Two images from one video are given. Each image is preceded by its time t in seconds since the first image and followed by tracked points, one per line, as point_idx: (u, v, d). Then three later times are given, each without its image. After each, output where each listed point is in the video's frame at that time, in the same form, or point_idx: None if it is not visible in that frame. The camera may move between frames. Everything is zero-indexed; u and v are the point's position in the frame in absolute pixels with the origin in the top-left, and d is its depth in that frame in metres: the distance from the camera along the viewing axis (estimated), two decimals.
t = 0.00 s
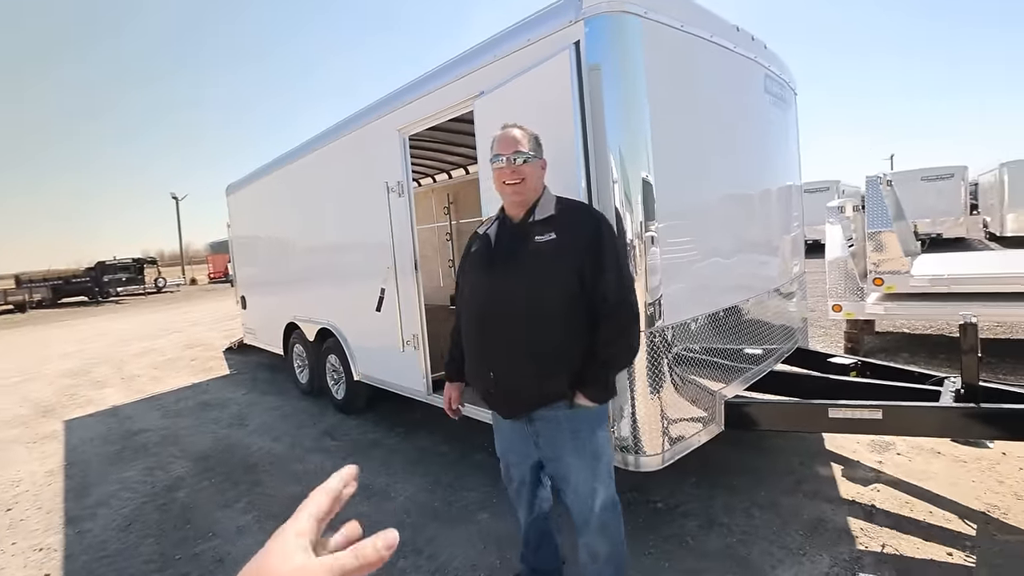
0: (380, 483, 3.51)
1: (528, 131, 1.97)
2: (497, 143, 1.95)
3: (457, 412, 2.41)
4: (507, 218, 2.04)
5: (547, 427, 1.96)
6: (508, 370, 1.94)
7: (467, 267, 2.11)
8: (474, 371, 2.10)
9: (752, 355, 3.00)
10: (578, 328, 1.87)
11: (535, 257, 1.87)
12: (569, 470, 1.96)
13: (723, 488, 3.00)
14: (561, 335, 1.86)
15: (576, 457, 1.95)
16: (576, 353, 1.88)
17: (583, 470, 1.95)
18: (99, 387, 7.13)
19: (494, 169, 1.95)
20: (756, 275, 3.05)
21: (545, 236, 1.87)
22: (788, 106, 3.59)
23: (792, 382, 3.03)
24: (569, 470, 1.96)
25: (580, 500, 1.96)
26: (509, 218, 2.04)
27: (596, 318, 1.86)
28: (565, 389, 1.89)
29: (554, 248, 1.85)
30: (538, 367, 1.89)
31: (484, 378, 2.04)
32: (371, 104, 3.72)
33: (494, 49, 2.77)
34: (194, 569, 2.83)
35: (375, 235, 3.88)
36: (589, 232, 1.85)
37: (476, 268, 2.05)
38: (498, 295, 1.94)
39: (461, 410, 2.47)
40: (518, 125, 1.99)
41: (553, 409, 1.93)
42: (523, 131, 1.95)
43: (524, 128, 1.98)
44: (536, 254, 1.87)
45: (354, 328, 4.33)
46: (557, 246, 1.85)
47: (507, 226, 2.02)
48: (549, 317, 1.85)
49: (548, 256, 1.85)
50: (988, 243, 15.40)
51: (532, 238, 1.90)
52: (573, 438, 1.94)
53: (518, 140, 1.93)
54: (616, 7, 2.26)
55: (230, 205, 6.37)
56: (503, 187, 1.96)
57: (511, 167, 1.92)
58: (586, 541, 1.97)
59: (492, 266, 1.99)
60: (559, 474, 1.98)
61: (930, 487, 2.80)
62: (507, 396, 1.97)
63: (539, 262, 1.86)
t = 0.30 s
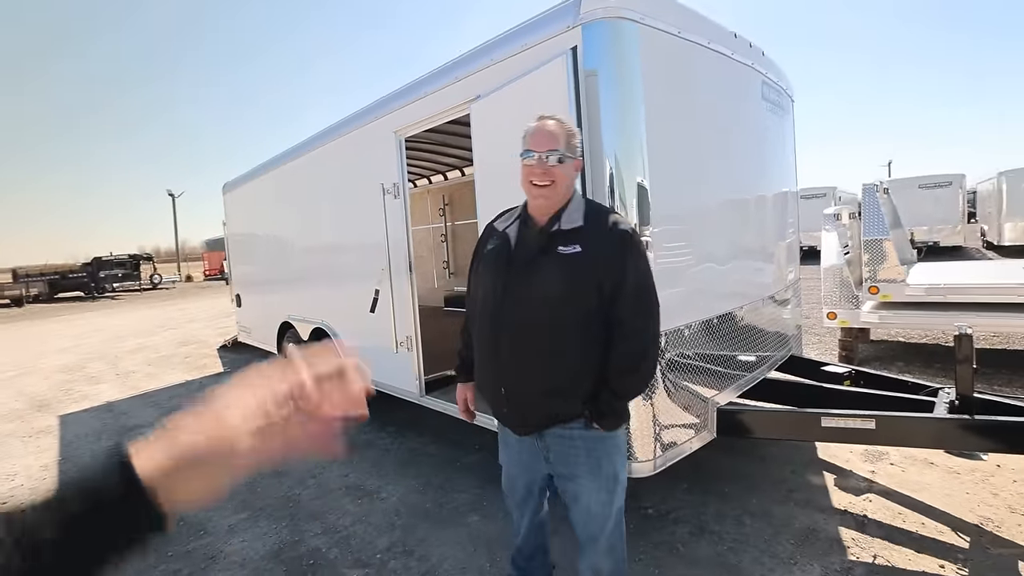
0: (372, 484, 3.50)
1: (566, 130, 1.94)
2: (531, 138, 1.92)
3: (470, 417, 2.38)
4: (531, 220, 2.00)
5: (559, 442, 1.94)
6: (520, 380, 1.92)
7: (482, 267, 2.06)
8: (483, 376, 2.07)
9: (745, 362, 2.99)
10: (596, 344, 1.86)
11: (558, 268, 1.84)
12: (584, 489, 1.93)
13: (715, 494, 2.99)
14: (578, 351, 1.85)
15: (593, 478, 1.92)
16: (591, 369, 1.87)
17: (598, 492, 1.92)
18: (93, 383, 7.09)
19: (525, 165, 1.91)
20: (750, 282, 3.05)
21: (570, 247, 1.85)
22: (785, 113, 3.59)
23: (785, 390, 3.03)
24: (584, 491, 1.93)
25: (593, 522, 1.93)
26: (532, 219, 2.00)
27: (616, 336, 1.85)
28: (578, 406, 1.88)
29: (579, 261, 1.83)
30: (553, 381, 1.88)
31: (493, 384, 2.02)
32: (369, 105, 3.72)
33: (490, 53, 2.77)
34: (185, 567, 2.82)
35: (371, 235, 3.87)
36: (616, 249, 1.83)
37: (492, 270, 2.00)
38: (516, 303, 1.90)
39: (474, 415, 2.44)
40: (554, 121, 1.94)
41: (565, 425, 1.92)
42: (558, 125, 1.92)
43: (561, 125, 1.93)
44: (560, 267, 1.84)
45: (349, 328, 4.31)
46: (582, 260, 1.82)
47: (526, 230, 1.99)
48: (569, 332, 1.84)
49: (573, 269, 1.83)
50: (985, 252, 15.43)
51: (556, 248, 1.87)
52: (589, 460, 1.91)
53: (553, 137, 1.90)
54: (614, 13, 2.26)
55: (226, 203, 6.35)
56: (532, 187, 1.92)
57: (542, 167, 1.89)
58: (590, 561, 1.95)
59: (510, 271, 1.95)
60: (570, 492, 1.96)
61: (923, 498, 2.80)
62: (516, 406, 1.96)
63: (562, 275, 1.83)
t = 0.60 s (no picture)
0: (376, 488, 3.50)
1: (591, 140, 1.92)
2: (555, 143, 1.90)
3: (467, 412, 2.37)
4: (542, 228, 1.98)
5: (560, 451, 1.93)
6: (525, 389, 1.91)
7: (491, 271, 2.03)
8: (487, 380, 2.06)
9: (749, 366, 2.97)
10: (605, 359, 1.86)
11: (571, 283, 1.82)
12: (578, 498, 1.91)
13: (720, 500, 2.97)
14: (586, 366, 1.84)
15: (587, 486, 1.90)
16: (599, 385, 1.86)
17: (592, 500, 1.90)
18: (100, 387, 7.13)
19: (546, 172, 1.90)
20: (753, 286, 3.03)
21: (582, 262, 1.83)
22: (787, 116, 3.58)
23: (790, 395, 3.00)
24: (578, 499, 1.92)
25: (588, 531, 1.91)
26: (546, 226, 1.99)
27: (626, 355, 1.84)
28: (581, 420, 1.88)
29: (591, 277, 1.81)
30: (558, 394, 1.87)
31: (497, 390, 2.01)
32: (370, 111, 3.73)
33: (491, 59, 2.77)
34: (191, 570, 2.82)
35: (373, 241, 3.88)
36: (631, 268, 1.81)
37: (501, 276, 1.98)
38: (526, 314, 1.88)
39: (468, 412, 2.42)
40: (579, 128, 1.93)
41: (569, 436, 1.91)
42: (581, 130, 1.91)
43: (585, 134, 1.92)
44: (572, 281, 1.82)
45: (352, 333, 4.31)
46: (596, 277, 1.81)
47: (537, 237, 1.97)
48: (579, 347, 1.84)
49: (586, 286, 1.81)
50: (992, 254, 15.30)
51: (568, 262, 1.85)
52: (585, 465, 1.90)
53: (575, 145, 1.89)
54: (614, 20, 2.25)
55: (230, 208, 6.38)
56: (550, 194, 1.91)
57: (563, 175, 1.87)
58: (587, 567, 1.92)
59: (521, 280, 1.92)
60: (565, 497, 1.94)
61: (930, 504, 2.77)
62: (519, 414, 1.95)
63: (574, 290, 1.82)
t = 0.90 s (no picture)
0: (378, 489, 3.49)
1: (565, 141, 1.93)
2: (530, 147, 1.91)
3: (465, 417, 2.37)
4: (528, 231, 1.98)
5: (554, 450, 1.92)
6: (516, 390, 1.90)
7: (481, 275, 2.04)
8: (480, 385, 2.06)
9: (752, 370, 2.96)
10: (593, 355, 1.85)
11: (555, 281, 1.83)
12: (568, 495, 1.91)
13: (722, 504, 2.96)
14: (573, 363, 1.84)
15: (575, 482, 1.90)
16: (588, 382, 1.86)
17: (580, 496, 1.89)
18: (103, 385, 7.15)
19: (524, 175, 1.91)
20: (757, 290, 3.02)
21: (565, 259, 1.84)
22: (792, 119, 3.56)
23: (794, 399, 2.99)
24: (570, 498, 1.91)
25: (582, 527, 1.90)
26: (529, 229, 1.98)
27: (614, 349, 1.84)
28: (572, 418, 1.87)
29: (573, 272, 1.81)
30: (548, 393, 1.86)
31: (489, 393, 2.01)
32: (375, 113, 3.74)
33: (495, 62, 2.77)
34: (193, 570, 2.82)
35: (377, 242, 3.88)
36: (613, 263, 1.82)
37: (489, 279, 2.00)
38: (512, 314, 1.89)
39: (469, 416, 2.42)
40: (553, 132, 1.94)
41: (560, 434, 1.90)
42: (556, 133, 1.92)
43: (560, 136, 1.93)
44: (556, 278, 1.83)
45: (355, 334, 4.32)
46: (579, 272, 1.81)
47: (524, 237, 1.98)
48: (567, 343, 1.83)
49: (570, 282, 1.81)
50: (998, 258, 15.22)
51: (552, 259, 1.85)
52: (575, 460, 1.89)
53: (552, 147, 1.89)
54: (619, 22, 2.25)
55: (234, 208, 6.40)
56: (530, 197, 1.91)
57: (540, 177, 1.88)
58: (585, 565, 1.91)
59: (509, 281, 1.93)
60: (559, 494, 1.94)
61: (935, 511, 2.75)
62: (511, 416, 1.94)
63: (559, 287, 1.82)
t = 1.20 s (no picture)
0: (381, 488, 3.51)
1: (523, 143, 1.95)
2: (493, 157, 1.93)
3: (474, 421, 2.40)
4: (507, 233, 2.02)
5: (543, 436, 1.91)
6: (504, 384, 1.91)
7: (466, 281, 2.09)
8: (472, 387, 2.09)
9: (756, 372, 2.96)
10: (577, 342, 1.85)
11: (530, 271, 1.85)
12: (557, 479, 1.89)
13: (724, 503, 2.96)
14: (556, 350, 1.83)
15: (563, 465, 1.89)
16: (571, 368, 1.86)
17: (569, 480, 1.88)
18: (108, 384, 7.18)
19: (493, 184, 1.94)
20: (761, 291, 3.02)
21: (540, 249, 1.86)
22: (798, 119, 3.56)
23: (797, 400, 2.98)
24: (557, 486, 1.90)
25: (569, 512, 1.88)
26: (509, 231, 2.03)
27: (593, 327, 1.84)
28: (560, 403, 1.87)
29: (548, 260, 1.84)
30: (534, 382, 1.86)
31: (482, 392, 2.03)
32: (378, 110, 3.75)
33: (499, 60, 2.78)
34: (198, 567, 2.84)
35: (381, 241, 3.89)
36: (584, 242, 1.84)
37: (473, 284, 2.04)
38: (494, 310, 1.92)
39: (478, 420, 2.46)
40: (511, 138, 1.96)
41: (549, 422, 1.90)
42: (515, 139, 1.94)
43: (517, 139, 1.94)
44: (532, 267, 1.85)
45: (358, 333, 4.33)
46: (553, 260, 1.83)
47: (505, 240, 2.03)
48: (547, 328, 1.83)
49: (544, 269, 1.83)
50: (1004, 261, 15.14)
51: (528, 251, 1.88)
52: (562, 446, 1.89)
53: (515, 151, 1.91)
54: (624, 19, 2.25)
55: (238, 207, 6.42)
56: (502, 202, 1.95)
57: (509, 182, 1.90)
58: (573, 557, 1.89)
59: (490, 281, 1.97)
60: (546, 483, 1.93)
61: (936, 512, 2.74)
62: (503, 411, 1.94)
63: (534, 276, 1.84)
